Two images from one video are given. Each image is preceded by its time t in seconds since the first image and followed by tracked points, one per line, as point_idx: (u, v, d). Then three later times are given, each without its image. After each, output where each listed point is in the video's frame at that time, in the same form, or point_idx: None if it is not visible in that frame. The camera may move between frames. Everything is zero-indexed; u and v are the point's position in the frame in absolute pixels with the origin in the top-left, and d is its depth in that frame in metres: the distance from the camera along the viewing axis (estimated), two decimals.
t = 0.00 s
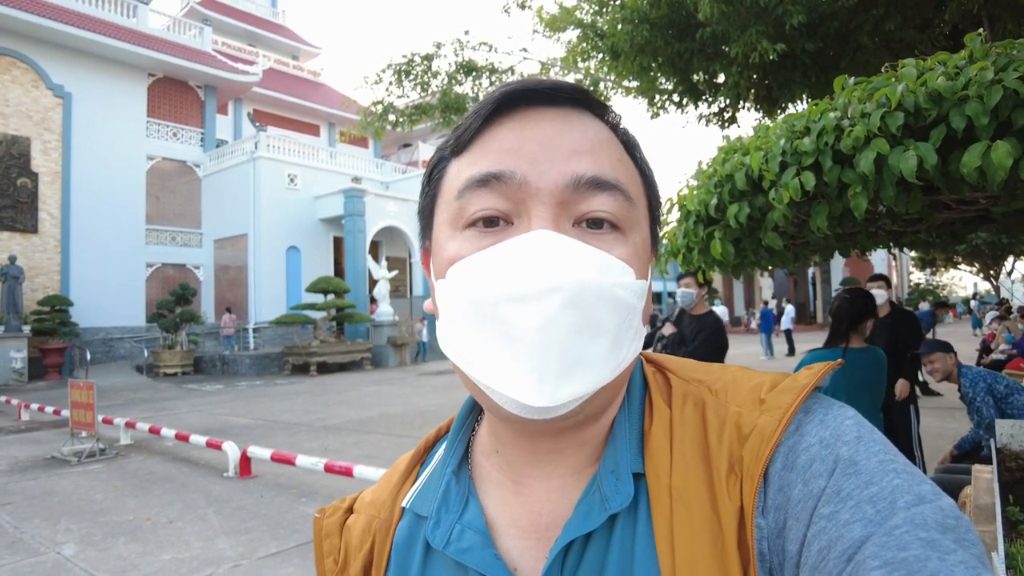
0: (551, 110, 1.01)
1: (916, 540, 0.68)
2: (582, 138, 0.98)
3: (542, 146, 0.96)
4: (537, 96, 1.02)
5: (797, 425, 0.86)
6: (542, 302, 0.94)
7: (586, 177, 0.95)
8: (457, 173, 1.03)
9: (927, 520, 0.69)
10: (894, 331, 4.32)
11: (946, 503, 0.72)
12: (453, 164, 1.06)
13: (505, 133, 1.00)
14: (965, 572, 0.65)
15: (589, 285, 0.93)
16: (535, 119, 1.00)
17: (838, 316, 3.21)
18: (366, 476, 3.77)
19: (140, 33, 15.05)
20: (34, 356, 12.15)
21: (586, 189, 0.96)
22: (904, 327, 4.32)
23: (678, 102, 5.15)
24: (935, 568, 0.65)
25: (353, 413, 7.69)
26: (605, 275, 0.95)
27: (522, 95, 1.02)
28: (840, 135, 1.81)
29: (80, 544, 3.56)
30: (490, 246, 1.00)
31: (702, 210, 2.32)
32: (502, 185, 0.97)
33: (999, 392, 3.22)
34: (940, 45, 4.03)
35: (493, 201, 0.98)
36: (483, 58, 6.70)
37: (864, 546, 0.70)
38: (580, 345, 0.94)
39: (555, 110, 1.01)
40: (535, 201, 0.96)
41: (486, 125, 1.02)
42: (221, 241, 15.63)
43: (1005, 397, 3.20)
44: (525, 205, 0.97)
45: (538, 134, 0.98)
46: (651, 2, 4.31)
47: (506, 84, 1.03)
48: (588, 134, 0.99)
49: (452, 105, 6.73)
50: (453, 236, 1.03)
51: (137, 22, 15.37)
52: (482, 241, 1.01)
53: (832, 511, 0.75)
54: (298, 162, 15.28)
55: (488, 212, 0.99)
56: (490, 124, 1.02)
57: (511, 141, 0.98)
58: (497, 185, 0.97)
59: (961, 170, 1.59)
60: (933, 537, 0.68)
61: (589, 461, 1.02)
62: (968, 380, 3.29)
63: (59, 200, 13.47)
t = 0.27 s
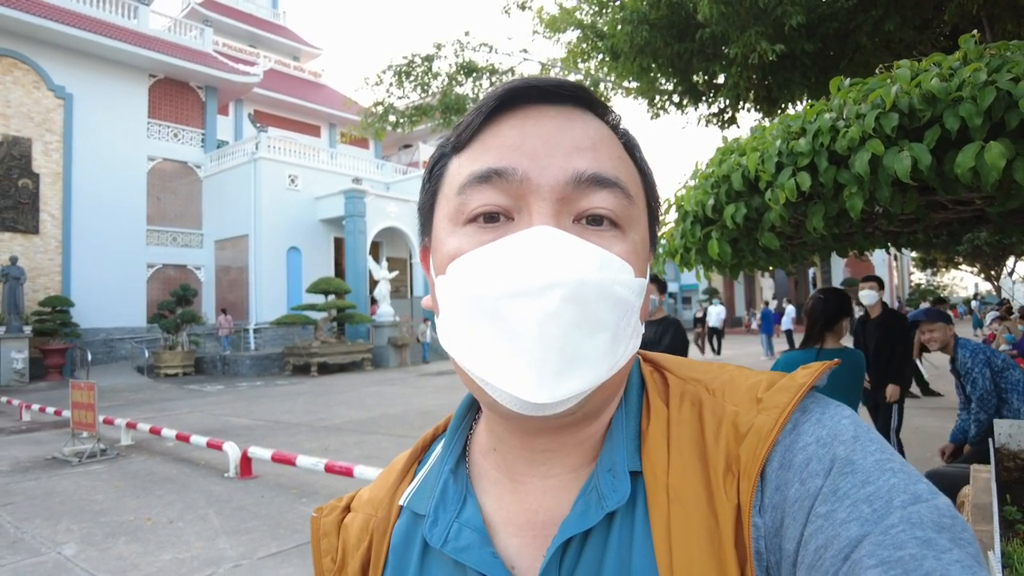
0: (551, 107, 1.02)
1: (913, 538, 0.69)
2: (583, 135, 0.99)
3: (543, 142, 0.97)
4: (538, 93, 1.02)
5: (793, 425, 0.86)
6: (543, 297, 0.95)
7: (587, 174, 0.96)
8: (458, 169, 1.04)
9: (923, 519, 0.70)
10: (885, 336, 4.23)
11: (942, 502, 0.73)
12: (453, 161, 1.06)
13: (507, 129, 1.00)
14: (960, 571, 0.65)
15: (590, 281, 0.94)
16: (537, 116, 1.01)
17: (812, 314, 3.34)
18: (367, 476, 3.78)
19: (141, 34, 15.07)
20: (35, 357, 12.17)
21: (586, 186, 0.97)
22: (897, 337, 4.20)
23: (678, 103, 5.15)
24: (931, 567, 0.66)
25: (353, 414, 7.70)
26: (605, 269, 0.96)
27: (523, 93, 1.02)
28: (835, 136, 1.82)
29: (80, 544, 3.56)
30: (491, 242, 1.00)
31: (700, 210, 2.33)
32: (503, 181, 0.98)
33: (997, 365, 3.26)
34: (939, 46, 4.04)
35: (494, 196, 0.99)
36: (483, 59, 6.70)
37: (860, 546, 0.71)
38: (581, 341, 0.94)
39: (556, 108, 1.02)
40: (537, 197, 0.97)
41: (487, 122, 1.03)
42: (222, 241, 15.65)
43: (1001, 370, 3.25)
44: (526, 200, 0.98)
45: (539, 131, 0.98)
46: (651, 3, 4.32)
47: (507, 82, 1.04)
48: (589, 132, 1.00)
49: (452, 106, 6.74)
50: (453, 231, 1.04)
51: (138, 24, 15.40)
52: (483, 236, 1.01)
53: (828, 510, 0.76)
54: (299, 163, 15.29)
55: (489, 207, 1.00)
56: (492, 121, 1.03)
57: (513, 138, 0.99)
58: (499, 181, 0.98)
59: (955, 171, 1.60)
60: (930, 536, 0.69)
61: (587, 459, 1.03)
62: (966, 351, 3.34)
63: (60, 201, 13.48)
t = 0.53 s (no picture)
0: (547, 104, 1.03)
1: (906, 534, 0.69)
2: (579, 132, 1.00)
3: (539, 138, 0.98)
4: (534, 91, 1.03)
5: (789, 421, 0.87)
6: (541, 294, 0.95)
7: (584, 170, 0.97)
8: (454, 166, 1.04)
9: (917, 514, 0.70)
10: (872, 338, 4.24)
11: (936, 498, 0.73)
12: (449, 158, 1.07)
13: (503, 126, 1.01)
14: (955, 566, 0.65)
15: (587, 278, 0.94)
16: (532, 113, 1.01)
17: (801, 316, 3.41)
18: (367, 476, 3.79)
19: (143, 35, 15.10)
20: (37, 357, 12.18)
21: (583, 183, 0.97)
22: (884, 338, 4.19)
23: (678, 103, 5.16)
24: (926, 562, 0.66)
25: (354, 414, 7.71)
26: (602, 266, 0.97)
27: (519, 90, 1.03)
28: (832, 135, 1.82)
29: (81, 544, 3.57)
30: (487, 239, 1.01)
31: (697, 210, 2.34)
32: (500, 178, 0.98)
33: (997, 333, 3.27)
34: (939, 46, 4.04)
35: (491, 194, 0.99)
36: (484, 60, 6.71)
37: (854, 541, 0.71)
38: (577, 339, 0.95)
39: (552, 105, 1.02)
40: (533, 194, 0.98)
41: (483, 119, 1.04)
42: (223, 242, 15.67)
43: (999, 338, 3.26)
44: (523, 197, 0.99)
45: (535, 128, 0.99)
46: (651, 3, 4.33)
47: (503, 79, 1.04)
48: (585, 129, 1.01)
49: (453, 106, 6.74)
50: (449, 229, 1.04)
51: (139, 24, 15.42)
52: (479, 234, 1.02)
53: (824, 506, 0.76)
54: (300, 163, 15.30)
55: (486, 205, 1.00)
56: (488, 118, 1.03)
57: (508, 135, 0.99)
58: (495, 178, 0.98)
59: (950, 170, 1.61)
60: (923, 531, 0.69)
61: (584, 456, 1.03)
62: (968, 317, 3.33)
63: (62, 202, 13.51)
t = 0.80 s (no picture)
0: (544, 103, 1.03)
1: (902, 534, 0.69)
2: (577, 131, 1.00)
3: (536, 138, 0.98)
4: (532, 89, 1.03)
5: (786, 421, 0.87)
6: (538, 297, 0.95)
7: (581, 171, 0.97)
8: (450, 166, 1.04)
9: (913, 515, 0.70)
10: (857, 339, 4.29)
11: (932, 498, 0.73)
12: (446, 157, 1.07)
13: (500, 125, 1.01)
14: (950, 566, 0.65)
15: (584, 281, 0.94)
16: (530, 112, 1.01)
17: (796, 318, 3.45)
18: (368, 476, 3.79)
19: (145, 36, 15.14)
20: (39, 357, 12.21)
21: (580, 184, 0.97)
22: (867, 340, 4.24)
23: (679, 104, 5.16)
24: (921, 562, 0.66)
25: (355, 415, 7.72)
26: (599, 268, 0.97)
27: (516, 89, 1.03)
28: (830, 135, 1.82)
29: (82, 544, 3.58)
30: (483, 240, 1.01)
31: (697, 210, 2.34)
32: (497, 178, 0.98)
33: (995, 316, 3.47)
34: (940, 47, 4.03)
35: (488, 194, 0.99)
36: (485, 61, 6.72)
37: (850, 542, 0.71)
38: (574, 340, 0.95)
39: (549, 104, 1.02)
40: (531, 194, 0.97)
41: (479, 118, 1.03)
42: (225, 243, 15.69)
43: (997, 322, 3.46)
44: (520, 198, 0.98)
45: (532, 127, 0.99)
46: (651, 4, 4.33)
47: (500, 77, 1.04)
48: (583, 129, 1.01)
49: (454, 107, 6.75)
50: (446, 230, 1.04)
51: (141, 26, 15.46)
52: (476, 234, 1.02)
53: (819, 506, 0.76)
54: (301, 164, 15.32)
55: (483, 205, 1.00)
56: (485, 116, 1.03)
57: (506, 133, 0.99)
58: (492, 178, 0.98)
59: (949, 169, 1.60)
60: (919, 532, 0.69)
61: (582, 456, 1.03)
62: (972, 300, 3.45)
63: (64, 203, 13.54)
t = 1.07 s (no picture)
0: (541, 110, 1.02)
1: (907, 539, 0.68)
2: (574, 139, 0.99)
3: (534, 147, 0.97)
4: (529, 96, 1.02)
5: (790, 426, 0.86)
6: (538, 306, 0.95)
7: (580, 179, 0.96)
8: (447, 174, 1.04)
9: (919, 520, 0.70)
10: (844, 341, 4.27)
11: (938, 503, 0.72)
12: (442, 165, 1.06)
13: (496, 134, 1.00)
14: (956, 572, 0.65)
15: (585, 289, 0.94)
16: (526, 120, 1.01)
17: (786, 325, 3.49)
18: (370, 477, 3.79)
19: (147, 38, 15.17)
20: (42, 358, 12.23)
21: (579, 192, 0.97)
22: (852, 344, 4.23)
23: (682, 105, 5.16)
24: (928, 568, 0.66)
25: (357, 416, 7.72)
26: (599, 278, 0.96)
27: (512, 97, 1.02)
28: (834, 136, 1.81)
29: (85, 544, 3.58)
30: (481, 250, 1.01)
31: (699, 212, 2.34)
32: (494, 189, 0.98)
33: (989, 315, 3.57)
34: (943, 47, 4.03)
35: (484, 205, 0.99)
36: (488, 62, 6.73)
37: (856, 548, 0.70)
38: (574, 347, 0.95)
39: (547, 111, 1.02)
40: (528, 205, 0.97)
41: (476, 126, 1.03)
42: (227, 244, 15.72)
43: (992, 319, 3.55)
44: (518, 208, 0.98)
45: (529, 136, 0.98)
46: (654, 5, 4.32)
47: (496, 85, 1.04)
48: (581, 135, 1.00)
49: (456, 108, 6.75)
50: (444, 241, 1.04)
51: (144, 27, 15.49)
52: (474, 245, 1.01)
53: (824, 512, 0.75)
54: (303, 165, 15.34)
55: (480, 216, 1.00)
56: (480, 125, 1.03)
57: (501, 143, 0.99)
58: (489, 189, 0.98)
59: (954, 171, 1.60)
60: (925, 537, 0.68)
61: (584, 462, 1.03)
62: (978, 292, 3.50)
63: (67, 204, 13.57)
